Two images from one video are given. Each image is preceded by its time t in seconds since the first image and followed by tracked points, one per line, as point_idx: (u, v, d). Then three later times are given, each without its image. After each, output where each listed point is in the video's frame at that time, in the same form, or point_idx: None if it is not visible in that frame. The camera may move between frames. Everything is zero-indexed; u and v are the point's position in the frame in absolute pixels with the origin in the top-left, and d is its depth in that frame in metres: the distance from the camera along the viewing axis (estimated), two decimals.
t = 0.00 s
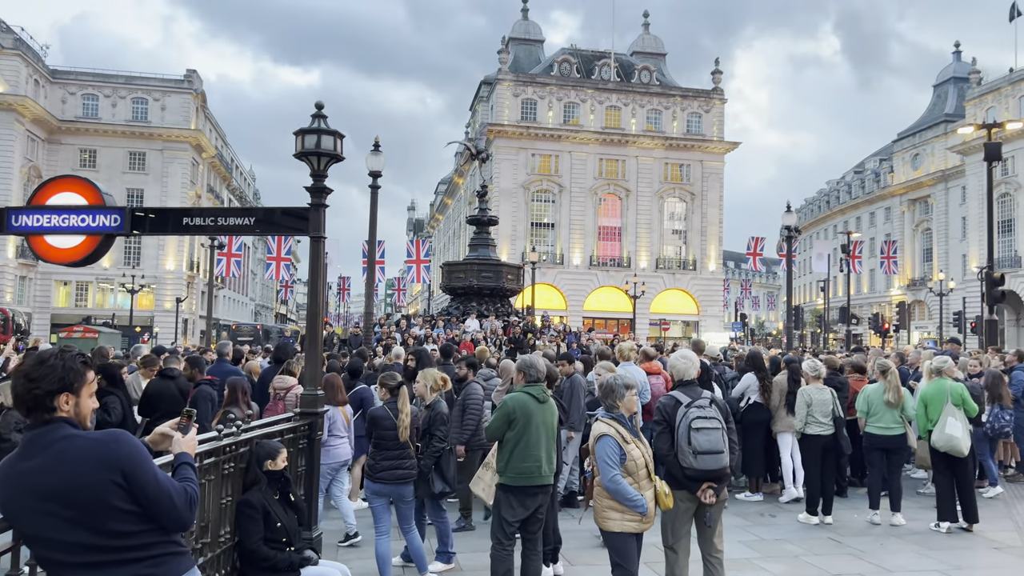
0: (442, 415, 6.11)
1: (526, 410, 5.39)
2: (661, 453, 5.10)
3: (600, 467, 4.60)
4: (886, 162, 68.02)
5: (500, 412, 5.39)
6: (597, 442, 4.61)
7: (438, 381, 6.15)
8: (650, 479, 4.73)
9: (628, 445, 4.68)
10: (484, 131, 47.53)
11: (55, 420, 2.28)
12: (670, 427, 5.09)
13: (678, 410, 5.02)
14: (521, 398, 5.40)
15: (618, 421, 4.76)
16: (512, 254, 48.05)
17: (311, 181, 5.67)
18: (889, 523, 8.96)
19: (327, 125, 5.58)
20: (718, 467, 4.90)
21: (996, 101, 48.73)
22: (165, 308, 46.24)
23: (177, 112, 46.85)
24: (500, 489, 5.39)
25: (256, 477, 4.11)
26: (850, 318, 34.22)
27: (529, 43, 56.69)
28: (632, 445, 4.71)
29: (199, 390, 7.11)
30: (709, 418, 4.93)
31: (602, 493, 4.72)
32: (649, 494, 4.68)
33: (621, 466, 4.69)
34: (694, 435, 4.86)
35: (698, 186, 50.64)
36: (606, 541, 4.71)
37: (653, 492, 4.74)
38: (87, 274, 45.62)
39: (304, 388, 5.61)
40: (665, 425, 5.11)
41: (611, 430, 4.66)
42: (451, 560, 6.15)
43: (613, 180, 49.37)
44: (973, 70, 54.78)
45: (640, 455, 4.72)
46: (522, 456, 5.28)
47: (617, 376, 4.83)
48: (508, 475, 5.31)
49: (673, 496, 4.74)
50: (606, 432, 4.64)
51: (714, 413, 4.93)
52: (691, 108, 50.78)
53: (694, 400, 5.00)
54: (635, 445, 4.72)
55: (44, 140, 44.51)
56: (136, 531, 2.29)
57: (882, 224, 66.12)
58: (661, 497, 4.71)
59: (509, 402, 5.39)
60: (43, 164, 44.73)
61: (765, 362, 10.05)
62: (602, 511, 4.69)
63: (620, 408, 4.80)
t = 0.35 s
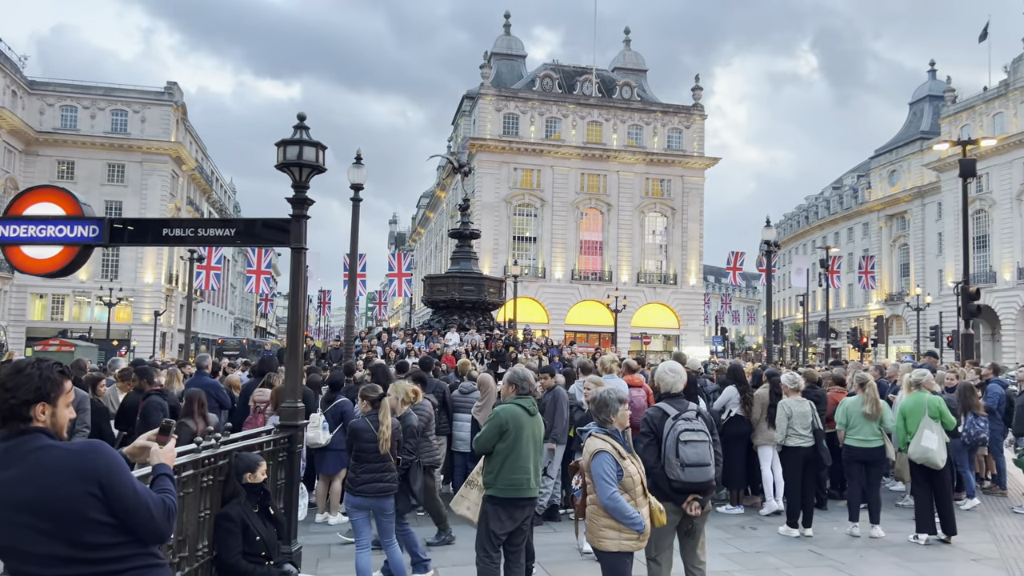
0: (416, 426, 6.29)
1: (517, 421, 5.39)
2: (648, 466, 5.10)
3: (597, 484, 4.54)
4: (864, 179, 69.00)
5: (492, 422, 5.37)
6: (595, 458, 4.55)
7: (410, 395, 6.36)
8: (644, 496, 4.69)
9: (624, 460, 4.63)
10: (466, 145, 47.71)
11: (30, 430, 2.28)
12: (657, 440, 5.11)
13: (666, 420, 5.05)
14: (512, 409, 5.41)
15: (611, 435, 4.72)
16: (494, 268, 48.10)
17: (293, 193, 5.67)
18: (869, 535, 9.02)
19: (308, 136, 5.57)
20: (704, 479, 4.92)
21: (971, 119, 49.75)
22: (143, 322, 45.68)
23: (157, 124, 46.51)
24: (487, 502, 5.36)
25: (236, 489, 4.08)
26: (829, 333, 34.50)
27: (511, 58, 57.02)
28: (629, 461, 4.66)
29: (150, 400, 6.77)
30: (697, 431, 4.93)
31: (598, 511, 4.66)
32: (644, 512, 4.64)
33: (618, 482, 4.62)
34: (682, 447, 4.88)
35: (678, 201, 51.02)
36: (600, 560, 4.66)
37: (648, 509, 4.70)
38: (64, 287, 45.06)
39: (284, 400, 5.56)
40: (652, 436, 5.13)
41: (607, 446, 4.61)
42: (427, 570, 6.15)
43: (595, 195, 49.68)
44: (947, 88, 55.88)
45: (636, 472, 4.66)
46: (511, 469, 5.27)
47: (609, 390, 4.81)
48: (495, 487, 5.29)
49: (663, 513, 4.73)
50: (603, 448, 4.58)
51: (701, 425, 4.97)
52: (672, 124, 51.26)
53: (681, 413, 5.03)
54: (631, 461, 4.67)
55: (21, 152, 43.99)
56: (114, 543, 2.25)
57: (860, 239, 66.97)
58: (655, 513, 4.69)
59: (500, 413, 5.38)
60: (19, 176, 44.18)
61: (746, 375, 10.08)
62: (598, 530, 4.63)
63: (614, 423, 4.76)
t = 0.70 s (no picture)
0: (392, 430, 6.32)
1: (497, 425, 5.41)
2: (635, 469, 5.14)
3: (586, 489, 4.55)
4: (837, 187, 70.06)
5: (471, 426, 5.37)
6: (584, 464, 4.56)
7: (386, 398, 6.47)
8: (630, 501, 4.70)
9: (613, 466, 4.65)
10: (444, 150, 47.72)
11: (6, 431, 2.29)
12: (645, 442, 5.17)
13: (654, 424, 5.09)
14: (493, 413, 5.42)
15: (600, 440, 4.74)
16: (472, 274, 48.15)
17: (270, 196, 5.65)
18: (842, 537, 9.15)
19: (286, 139, 5.56)
20: (692, 483, 4.96)
21: (942, 129, 50.84)
22: (115, 327, 45.02)
23: (131, 128, 45.94)
24: (466, 506, 5.36)
25: (212, 493, 4.04)
26: (803, 339, 34.92)
27: (489, 65, 57.17)
28: (616, 465, 4.67)
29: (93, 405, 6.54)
30: (683, 433, 4.97)
31: (584, 516, 4.66)
32: (631, 518, 4.66)
33: (607, 488, 4.63)
34: (672, 449, 4.91)
35: (655, 208, 51.41)
36: (585, 566, 4.67)
37: (634, 515, 4.72)
38: (35, 291, 44.30)
39: (261, 404, 5.54)
40: (640, 439, 5.18)
41: (596, 451, 4.62)
42: (398, 571, 6.18)
43: (572, 201, 49.91)
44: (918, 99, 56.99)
45: (624, 477, 4.67)
46: (490, 472, 5.28)
47: (595, 393, 4.84)
48: (473, 491, 5.29)
49: (649, 519, 4.76)
50: (593, 453, 4.59)
51: (688, 428, 5.01)
52: (649, 131, 51.66)
53: (670, 415, 5.08)
54: (619, 467, 4.69)
55: None
56: (88, 545, 2.27)
57: (834, 247, 67.94)
58: (642, 519, 4.72)
59: (480, 416, 5.39)
60: None
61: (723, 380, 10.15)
62: (585, 536, 4.63)
63: (602, 428, 4.78)
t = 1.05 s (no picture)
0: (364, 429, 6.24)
1: (465, 422, 5.42)
2: (616, 464, 5.15)
3: (565, 485, 4.58)
4: (805, 190, 71.18)
5: (440, 422, 5.36)
6: (564, 461, 4.58)
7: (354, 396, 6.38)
8: (606, 497, 4.75)
9: (591, 462, 4.68)
10: (416, 149, 47.57)
11: None
12: (626, 437, 5.14)
13: (634, 420, 5.12)
14: (461, 410, 5.42)
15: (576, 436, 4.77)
16: (443, 273, 48.06)
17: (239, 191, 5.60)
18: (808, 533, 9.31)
19: (256, 133, 5.51)
20: (670, 479, 5.06)
21: (906, 133, 52.03)
22: (80, 326, 44.08)
23: (96, 123, 45.02)
24: (435, 503, 5.36)
25: (179, 490, 3.99)
26: (771, 339, 35.39)
27: (462, 64, 57.07)
28: (594, 462, 4.71)
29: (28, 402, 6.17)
30: (664, 429, 5.05)
31: (564, 512, 4.68)
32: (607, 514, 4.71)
33: (585, 484, 4.66)
34: (654, 446, 4.99)
35: (627, 209, 51.73)
36: (563, 563, 4.68)
37: (610, 510, 4.77)
38: None
39: (228, 402, 5.48)
40: (620, 435, 5.16)
41: (575, 448, 4.64)
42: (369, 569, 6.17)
43: (545, 201, 50.04)
44: (884, 103, 58.18)
45: (600, 473, 4.71)
46: (459, 470, 5.28)
47: (570, 390, 4.86)
48: (442, 488, 5.29)
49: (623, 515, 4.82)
50: (572, 450, 4.61)
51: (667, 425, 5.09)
52: (621, 133, 51.97)
53: (648, 412, 5.14)
54: (597, 463, 4.73)
55: None
56: (51, 540, 2.36)
57: (802, 248, 69.01)
58: (617, 514, 4.78)
59: (449, 413, 5.38)
60: None
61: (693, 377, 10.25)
62: (562, 533, 4.65)
63: (579, 424, 4.81)
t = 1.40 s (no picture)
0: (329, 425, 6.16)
1: (425, 416, 5.40)
2: (583, 457, 5.18)
3: (538, 475, 4.61)
4: (767, 189, 72.35)
5: (398, 416, 5.35)
6: (538, 451, 4.61)
7: (315, 390, 6.29)
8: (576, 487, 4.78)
9: (563, 452, 4.72)
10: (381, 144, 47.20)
11: None
12: (592, 430, 5.18)
13: (600, 413, 5.18)
14: (421, 404, 5.40)
15: (546, 426, 4.81)
16: (408, 269, 47.82)
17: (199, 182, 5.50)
18: (767, 525, 9.49)
19: (217, 123, 5.41)
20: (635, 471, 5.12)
21: (865, 134, 53.25)
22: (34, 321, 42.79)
23: (51, 113, 43.75)
24: (396, 499, 5.33)
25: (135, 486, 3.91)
26: (733, 336, 35.87)
27: (427, 59, 56.77)
28: (566, 452, 4.74)
29: None
30: (630, 422, 5.11)
31: (535, 503, 4.69)
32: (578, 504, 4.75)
33: (558, 473, 4.69)
34: (620, 439, 5.04)
35: (592, 206, 51.98)
36: (533, 553, 4.70)
37: (581, 500, 4.81)
38: None
39: (187, 396, 5.40)
40: (587, 427, 5.20)
41: (548, 439, 4.67)
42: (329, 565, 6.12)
43: (511, 198, 50.06)
44: (844, 104, 59.44)
45: (571, 462, 4.75)
46: (419, 464, 5.27)
47: (538, 382, 4.88)
48: (402, 483, 5.27)
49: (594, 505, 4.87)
50: (545, 440, 4.65)
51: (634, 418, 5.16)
52: (586, 130, 52.14)
53: (614, 406, 5.21)
54: (568, 454, 4.76)
55: None
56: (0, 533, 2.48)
57: (763, 247, 70.15)
58: (588, 504, 4.83)
59: (407, 408, 5.36)
60: None
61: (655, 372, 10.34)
62: (534, 523, 4.67)
63: (548, 414, 4.85)
